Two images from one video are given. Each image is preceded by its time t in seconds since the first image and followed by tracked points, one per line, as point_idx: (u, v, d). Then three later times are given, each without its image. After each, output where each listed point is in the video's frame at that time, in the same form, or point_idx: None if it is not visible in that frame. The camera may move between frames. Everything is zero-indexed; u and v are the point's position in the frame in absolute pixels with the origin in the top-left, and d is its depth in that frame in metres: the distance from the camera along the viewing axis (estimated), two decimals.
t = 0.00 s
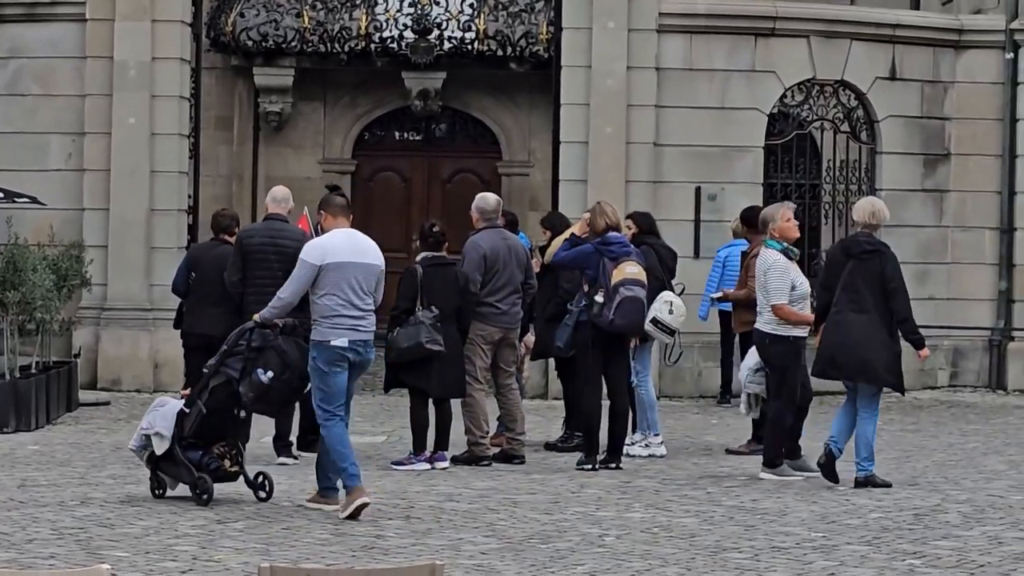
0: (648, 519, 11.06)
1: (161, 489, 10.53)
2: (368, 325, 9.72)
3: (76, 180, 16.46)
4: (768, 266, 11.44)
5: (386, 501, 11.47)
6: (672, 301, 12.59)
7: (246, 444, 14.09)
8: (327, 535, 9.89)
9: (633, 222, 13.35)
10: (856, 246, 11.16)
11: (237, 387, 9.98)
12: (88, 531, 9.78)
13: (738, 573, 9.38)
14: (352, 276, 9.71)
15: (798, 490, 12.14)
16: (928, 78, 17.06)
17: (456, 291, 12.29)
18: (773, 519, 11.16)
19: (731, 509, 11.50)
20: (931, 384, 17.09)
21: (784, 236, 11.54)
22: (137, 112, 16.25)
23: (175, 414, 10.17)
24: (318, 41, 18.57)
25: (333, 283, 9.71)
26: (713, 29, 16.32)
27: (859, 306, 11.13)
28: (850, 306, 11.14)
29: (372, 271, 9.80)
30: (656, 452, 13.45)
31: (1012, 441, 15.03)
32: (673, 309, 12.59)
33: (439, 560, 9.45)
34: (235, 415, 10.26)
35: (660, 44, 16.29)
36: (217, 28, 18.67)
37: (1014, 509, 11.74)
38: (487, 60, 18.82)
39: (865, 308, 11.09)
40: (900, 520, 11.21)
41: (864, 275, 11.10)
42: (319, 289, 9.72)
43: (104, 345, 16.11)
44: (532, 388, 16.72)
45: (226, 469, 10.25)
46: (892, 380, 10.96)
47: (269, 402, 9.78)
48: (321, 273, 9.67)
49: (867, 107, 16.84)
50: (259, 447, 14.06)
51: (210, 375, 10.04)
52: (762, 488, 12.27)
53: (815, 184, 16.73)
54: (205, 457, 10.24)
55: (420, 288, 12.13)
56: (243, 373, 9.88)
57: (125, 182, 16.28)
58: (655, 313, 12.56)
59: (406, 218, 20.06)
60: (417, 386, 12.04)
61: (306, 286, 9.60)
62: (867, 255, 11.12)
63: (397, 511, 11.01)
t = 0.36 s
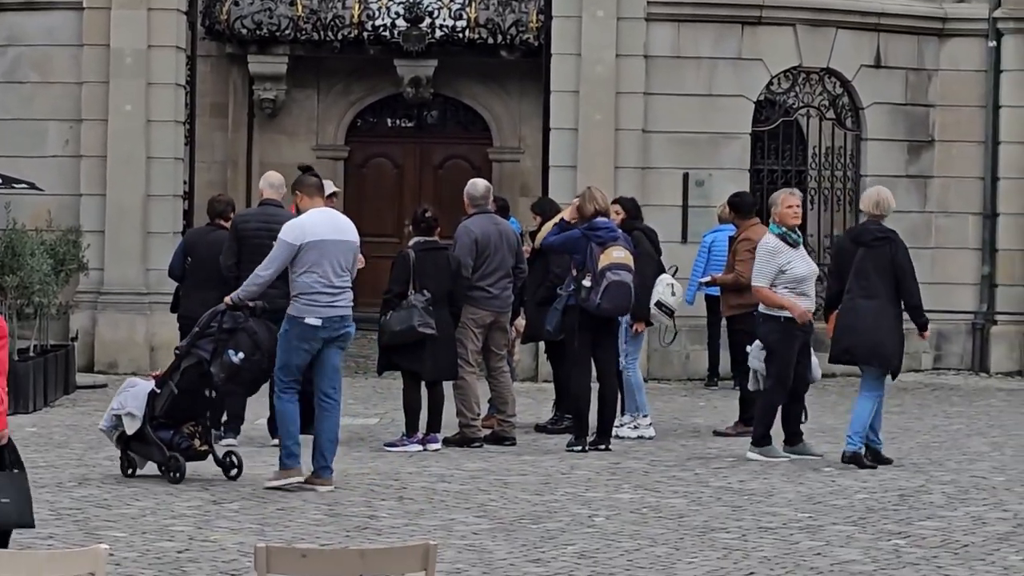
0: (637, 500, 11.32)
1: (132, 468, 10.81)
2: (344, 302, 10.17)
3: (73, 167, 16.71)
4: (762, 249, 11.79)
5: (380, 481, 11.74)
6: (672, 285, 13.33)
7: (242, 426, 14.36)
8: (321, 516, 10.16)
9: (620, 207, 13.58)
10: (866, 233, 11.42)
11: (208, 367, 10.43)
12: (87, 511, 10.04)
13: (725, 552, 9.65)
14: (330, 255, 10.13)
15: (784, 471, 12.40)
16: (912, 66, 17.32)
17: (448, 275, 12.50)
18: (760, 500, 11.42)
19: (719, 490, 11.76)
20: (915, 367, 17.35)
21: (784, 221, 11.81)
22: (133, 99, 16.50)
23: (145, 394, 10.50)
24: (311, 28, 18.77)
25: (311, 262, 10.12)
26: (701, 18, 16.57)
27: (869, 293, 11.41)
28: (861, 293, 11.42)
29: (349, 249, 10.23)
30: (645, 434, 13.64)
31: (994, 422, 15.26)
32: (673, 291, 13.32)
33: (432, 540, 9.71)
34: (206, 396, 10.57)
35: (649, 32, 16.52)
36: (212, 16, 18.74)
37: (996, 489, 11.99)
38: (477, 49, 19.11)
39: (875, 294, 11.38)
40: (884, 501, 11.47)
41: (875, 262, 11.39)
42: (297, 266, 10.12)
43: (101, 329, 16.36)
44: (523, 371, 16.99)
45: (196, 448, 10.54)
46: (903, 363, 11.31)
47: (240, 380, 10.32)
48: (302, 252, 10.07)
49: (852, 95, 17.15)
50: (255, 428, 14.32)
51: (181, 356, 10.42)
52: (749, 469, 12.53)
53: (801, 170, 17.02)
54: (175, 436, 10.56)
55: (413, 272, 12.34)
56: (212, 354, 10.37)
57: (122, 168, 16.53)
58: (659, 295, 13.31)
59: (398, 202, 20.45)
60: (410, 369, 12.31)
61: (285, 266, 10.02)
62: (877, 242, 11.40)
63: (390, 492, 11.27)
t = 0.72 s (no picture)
0: (631, 489, 11.31)
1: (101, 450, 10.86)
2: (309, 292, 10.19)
3: (67, 155, 16.69)
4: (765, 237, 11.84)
5: (374, 470, 11.74)
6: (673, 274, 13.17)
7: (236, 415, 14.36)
8: (315, 505, 10.17)
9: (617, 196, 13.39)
10: (876, 220, 11.40)
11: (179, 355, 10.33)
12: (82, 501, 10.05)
13: (720, 541, 9.65)
14: (294, 246, 10.18)
15: (778, 460, 12.40)
16: (906, 55, 17.32)
17: (443, 265, 12.51)
18: (755, 489, 11.42)
19: (713, 479, 11.76)
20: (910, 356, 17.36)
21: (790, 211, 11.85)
22: (127, 88, 16.51)
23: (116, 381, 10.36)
24: (305, 18, 18.90)
25: (276, 254, 10.18)
26: (695, 7, 16.56)
27: (880, 279, 11.42)
28: (872, 279, 11.42)
29: (316, 240, 10.27)
30: (658, 417, 13.78)
31: (988, 411, 15.26)
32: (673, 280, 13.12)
33: (427, 529, 9.72)
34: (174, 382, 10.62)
35: (643, 21, 16.51)
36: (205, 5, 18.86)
37: (990, 478, 11.99)
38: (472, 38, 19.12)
39: (886, 281, 11.38)
40: (879, 490, 11.47)
41: (885, 249, 11.37)
42: (263, 258, 10.20)
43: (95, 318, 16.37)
44: (517, 360, 16.99)
45: (164, 434, 10.64)
46: (913, 351, 11.31)
47: (210, 368, 10.30)
48: (266, 245, 10.14)
49: (846, 84, 17.14)
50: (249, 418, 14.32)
51: (151, 343, 10.31)
52: (743, 458, 12.53)
53: (795, 159, 17.02)
54: (144, 422, 10.61)
55: (407, 261, 12.38)
56: (183, 342, 10.31)
57: (115, 157, 16.53)
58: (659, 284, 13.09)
59: (392, 192, 20.46)
60: (405, 358, 12.29)
61: (251, 259, 10.10)
62: (887, 229, 11.37)
63: (384, 481, 11.28)
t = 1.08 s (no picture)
0: (622, 489, 11.31)
1: (70, 453, 11.11)
2: (273, 289, 10.46)
3: (58, 155, 16.69)
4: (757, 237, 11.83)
5: (364, 471, 11.74)
6: (663, 275, 12.91)
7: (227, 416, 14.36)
8: (305, 505, 10.19)
9: (616, 198, 13.27)
10: (898, 226, 11.58)
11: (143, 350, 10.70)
12: (72, 502, 10.06)
13: (710, 541, 9.65)
14: (256, 243, 10.41)
15: (769, 461, 12.40)
16: (896, 56, 17.32)
17: (434, 265, 12.50)
18: (745, 490, 11.42)
19: (704, 479, 11.77)
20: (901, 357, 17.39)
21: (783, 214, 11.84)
22: (117, 88, 16.51)
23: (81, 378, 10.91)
24: (296, 18, 18.93)
25: (238, 250, 10.42)
26: (685, 7, 16.56)
27: (902, 284, 11.60)
28: (894, 285, 11.59)
29: (279, 236, 10.53)
30: (651, 425, 13.65)
31: (979, 412, 15.26)
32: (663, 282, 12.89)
33: (416, 529, 9.72)
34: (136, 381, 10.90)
35: (633, 21, 16.51)
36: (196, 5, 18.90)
37: (981, 478, 11.99)
38: (462, 38, 19.14)
39: (908, 286, 11.56)
40: (870, 491, 11.48)
41: (907, 254, 11.56)
42: (227, 254, 10.43)
43: (85, 317, 16.37)
44: (507, 360, 16.98)
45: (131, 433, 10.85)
46: (930, 355, 11.50)
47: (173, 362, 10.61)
48: (230, 241, 10.36)
49: (836, 85, 17.14)
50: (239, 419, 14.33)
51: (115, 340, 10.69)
52: (733, 459, 12.53)
53: (785, 160, 17.03)
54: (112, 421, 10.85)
55: (398, 261, 12.40)
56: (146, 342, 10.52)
57: (105, 157, 16.52)
58: (648, 287, 12.90)
59: (383, 192, 20.44)
60: (395, 357, 12.31)
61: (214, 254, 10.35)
62: (909, 235, 11.55)
63: (375, 481, 11.28)
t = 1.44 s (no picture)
0: (618, 499, 11.31)
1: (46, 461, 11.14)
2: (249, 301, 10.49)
3: (53, 164, 16.69)
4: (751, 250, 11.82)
5: (360, 480, 11.74)
6: (650, 287, 12.84)
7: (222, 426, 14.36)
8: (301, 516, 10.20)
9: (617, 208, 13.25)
10: (927, 233, 11.81)
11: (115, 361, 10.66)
12: (67, 512, 10.06)
13: (706, 551, 9.64)
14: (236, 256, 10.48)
15: (765, 471, 12.40)
16: (892, 66, 17.34)
17: (431, 274, 12.47)
18: (741, 500, 11.42)
19: (699, 489, 11.76)
20: (894, 367, 17.42)
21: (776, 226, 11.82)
22: (113, 97, 16.48)
23: (57, 387, 10.88)
24: (291, 27, 18.89)
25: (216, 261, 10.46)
26: (681, 17, 16.57)
27: (930, 292, 11.81)
28: (923, 292, 11.79)
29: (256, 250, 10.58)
30: (647, 434, 13.68)
31: (975, 422, 15.25)
32: (652, 293, 12.81)
33: (412, 539, 9.71)
34: (113, 389, 10.95)
35: (630, 31, 16.52)
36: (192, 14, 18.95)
37: (976, 489, 11.98)
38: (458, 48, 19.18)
39: (938, 293, 11.77)
40: (865, 501, 11.47)
41: (936, 262, 11.77)
42: (204, 266, 10.47)
43: (81, 326, 16.39)
44: (503, 370, 16.97)
45: (106, 440, 10.90)
46: (961, 360, 11.67)
47: (144, 373, 10.56)
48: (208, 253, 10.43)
49: (832, 95, 17.15)
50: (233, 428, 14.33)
51: (90, 349, 10.74)
52: (729, 469, 12.52)
53: (781, 170, 17.01)
54: (87, 428, 10.90)
55: (396, 271, 12.33)
56: (117, 348, 10.62)
57: (101, 166, 16.52)
58: (636, 298, 12.83)
59: (378, 202, 20.45)
60: (392, 367, 12.25)
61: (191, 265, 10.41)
62: (938, 242, 11.78)
63: (370, 491, 11.27)
